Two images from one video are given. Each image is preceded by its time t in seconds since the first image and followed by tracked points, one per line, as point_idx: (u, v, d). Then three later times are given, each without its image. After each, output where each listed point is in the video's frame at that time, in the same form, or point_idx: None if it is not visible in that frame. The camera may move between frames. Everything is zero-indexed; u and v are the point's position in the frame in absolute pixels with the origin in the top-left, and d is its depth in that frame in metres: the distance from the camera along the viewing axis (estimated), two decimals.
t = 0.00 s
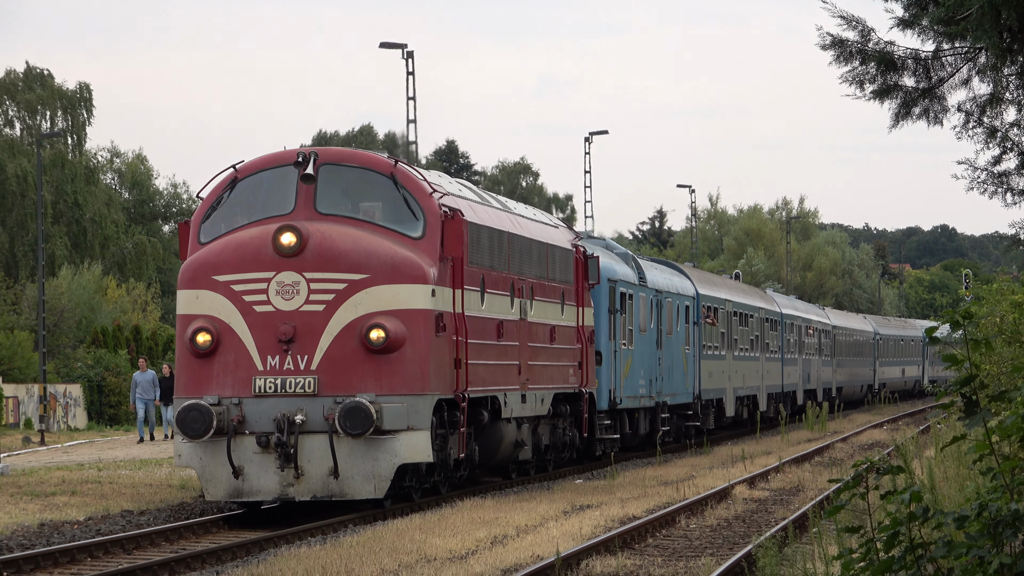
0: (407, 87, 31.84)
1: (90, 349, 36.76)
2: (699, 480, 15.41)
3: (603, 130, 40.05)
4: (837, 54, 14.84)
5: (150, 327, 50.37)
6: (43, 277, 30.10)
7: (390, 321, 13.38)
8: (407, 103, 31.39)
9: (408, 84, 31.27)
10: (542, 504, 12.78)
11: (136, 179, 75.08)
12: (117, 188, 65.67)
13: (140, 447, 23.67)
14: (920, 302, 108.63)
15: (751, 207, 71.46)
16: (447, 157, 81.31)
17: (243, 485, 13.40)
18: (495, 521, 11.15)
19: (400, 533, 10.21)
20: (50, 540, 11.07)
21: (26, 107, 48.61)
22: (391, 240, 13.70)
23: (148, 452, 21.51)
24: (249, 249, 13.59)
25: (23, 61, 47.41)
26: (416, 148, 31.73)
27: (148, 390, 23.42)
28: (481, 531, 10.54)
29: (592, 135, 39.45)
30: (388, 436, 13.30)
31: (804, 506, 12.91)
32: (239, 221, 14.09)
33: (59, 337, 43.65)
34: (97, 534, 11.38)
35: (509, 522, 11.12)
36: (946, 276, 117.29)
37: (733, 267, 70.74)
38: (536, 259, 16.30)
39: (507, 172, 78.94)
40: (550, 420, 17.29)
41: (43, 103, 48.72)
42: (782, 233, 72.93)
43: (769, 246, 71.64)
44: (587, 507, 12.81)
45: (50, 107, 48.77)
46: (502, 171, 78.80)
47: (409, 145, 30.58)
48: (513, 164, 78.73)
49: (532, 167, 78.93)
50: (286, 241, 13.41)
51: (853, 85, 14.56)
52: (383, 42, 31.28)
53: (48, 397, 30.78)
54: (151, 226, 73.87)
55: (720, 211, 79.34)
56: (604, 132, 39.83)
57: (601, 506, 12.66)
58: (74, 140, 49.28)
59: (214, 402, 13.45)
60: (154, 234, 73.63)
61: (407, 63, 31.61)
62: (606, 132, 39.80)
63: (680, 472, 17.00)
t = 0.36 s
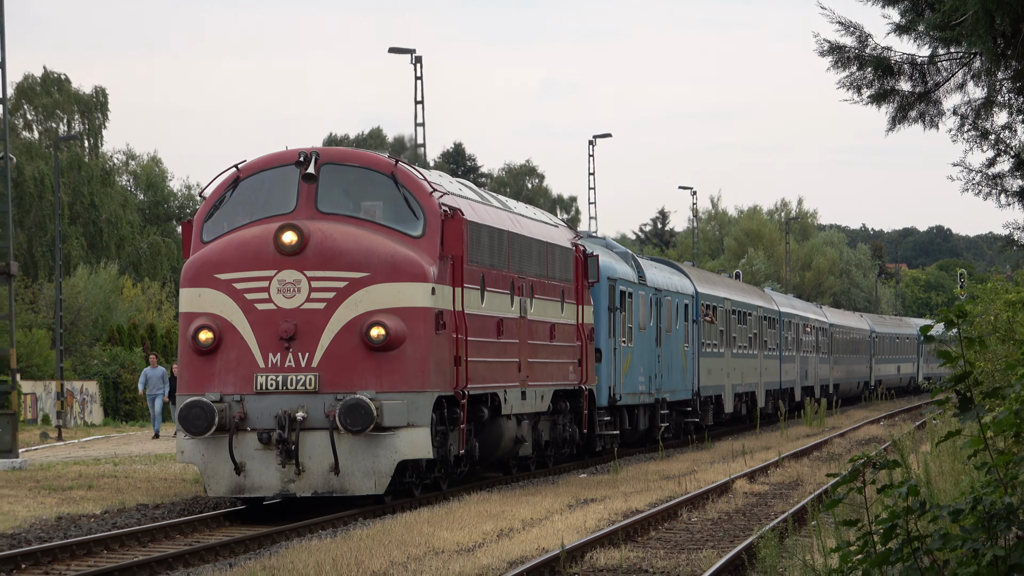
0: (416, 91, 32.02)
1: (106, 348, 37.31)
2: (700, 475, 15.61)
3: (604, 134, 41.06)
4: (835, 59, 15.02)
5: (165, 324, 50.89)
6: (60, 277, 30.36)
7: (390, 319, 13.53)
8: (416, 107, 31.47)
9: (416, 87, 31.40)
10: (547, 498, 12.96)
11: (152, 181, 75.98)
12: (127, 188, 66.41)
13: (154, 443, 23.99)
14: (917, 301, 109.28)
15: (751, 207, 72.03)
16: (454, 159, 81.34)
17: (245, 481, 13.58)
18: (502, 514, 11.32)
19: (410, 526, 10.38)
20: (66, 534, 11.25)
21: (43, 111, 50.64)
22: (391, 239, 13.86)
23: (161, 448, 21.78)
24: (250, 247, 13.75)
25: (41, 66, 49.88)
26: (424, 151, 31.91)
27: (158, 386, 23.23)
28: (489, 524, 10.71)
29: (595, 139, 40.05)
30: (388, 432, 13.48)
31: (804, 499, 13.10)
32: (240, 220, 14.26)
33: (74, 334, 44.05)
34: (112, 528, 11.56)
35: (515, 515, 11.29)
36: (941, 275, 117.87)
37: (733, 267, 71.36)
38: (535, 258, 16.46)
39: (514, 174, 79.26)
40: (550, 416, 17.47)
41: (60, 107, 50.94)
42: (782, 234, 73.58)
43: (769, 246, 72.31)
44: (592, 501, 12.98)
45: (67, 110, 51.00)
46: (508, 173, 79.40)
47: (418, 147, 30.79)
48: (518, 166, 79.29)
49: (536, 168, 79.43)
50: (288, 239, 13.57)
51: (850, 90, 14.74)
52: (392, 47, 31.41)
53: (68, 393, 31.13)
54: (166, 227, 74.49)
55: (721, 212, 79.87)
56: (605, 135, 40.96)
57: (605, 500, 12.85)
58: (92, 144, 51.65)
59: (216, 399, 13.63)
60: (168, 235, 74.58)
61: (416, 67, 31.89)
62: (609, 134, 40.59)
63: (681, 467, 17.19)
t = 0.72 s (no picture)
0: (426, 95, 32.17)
1: (123, 345, 38.06)
2: (702, 469, 15.78)
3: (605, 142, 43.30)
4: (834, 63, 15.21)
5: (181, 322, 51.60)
6: (77, 276, 31.06)
7: (390, 317, 13.67)
8: (424, 111, 31.56)
9: (425, 91, 31.47)
10: (552, 492, 13.12)
11: (167, 183, 77.26)
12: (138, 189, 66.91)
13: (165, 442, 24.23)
14: (915, 299, 110.15)
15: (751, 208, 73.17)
16: (462, 161, 81.54)
17: (247, 477, 13.75)
18: (508, 508, 11.47)
19: (420, 519, 10.54)
20: (83, 527, 11.42)
21: (60, 115, 51.73)
22: (392, 238, 14.01)
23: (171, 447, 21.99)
24: (252, 246, 13.90)
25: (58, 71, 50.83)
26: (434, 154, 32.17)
27: (169, 383, 23.10)
28: (497, 518, 10.86)
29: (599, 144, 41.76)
30: (389, 429, 13.64)
31: (804, 493, 13.27)
32: (243, 219, 14.42)
33: (91, 332, 44.54)
34: (129, 521, 11.73)
35: (521, 509, 11.45)
36: (937, 275, 118.40)
37: (734, 266, 72.51)
38: (536, 256, 16.62)
39: (521, 176, 80.70)
40: (550, 413, 17.67)
41: (76, 111, 52.13)
42: (783, 236, 74.75)
43: (770, 247, 73.59)
44: (596, 495, 13.14)
45: (83, 113, 52.14)
46: (515, 176, 80.56)
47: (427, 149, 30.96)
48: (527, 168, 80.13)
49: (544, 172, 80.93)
50: (289, 238, 13.71)
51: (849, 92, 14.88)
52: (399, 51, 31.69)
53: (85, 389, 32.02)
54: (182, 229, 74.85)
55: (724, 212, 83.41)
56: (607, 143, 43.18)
57: (609, 494, 12.99)
58: (107, 147, 52.81)
59: (218, 396, 13.79)
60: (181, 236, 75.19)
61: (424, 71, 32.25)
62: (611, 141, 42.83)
63: (683, 462, 17.37)
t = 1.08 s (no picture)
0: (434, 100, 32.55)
1: (139, 342, 40.02)
2: (705, 464, 15.98)
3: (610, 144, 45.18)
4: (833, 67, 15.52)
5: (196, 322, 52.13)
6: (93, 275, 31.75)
7: (390, 314, 13.82)
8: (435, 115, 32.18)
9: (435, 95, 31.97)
10: (557, 486, 13.29)
11: (182, 184, 77.03)
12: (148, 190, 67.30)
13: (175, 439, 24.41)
14: (913, 297, 111.43)
15: (754, 208, 75.00)
16: (470, 163, 81.78)
17: (248, 473, 13.89)
18: (515, 502, 11.64)
19: (431, 511, 10.72)
20: (101, 520, 11.64)
21: (79, 117, 54.70)
22: (392, 236, 14.16)
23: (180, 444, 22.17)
24: (254, 244, 14.05)
25: (77, 75, 53.68)
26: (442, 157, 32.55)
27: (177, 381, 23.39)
28: (506, 511, 11.04)
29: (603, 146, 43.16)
30: (389, 426, 13.79)
31: (804, 487, 13.48)
32: (245, 217, 14.57)
33: (108, 330, 44.44)
34: (145, 515, 11.95)
35: (528, 503, 11.62)
36: (934, 274, 118.89)
37: (735, 265, 74.27)
38: (536, 254, 16.79)
39: (528, 179, 80.95)
40: (551, 409, 17.88)
41: (94, 113, 55.03)
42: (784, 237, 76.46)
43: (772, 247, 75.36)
44: (601, 489, 13.32)
45: (100, 116, 55.05)
46: (522, 176, 81.05)
47: (436, 152, 31.32)
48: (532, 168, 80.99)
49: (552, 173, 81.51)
50: (290, 236, 13.85)
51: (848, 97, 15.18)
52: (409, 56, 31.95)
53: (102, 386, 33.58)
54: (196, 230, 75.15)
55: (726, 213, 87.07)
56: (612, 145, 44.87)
57: (614, 488, 13.17)
58: (124, 148, 55.69)
59: (220, 393, 13.94)
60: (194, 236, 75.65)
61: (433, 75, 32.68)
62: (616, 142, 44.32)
63: (686, 457, 17.57)
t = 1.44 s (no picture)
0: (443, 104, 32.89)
1: (154, 342, 43.55)
2: (708, 460, 16.18)
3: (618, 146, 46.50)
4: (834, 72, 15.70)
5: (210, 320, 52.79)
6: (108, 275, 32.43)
7: (390, 312, 13.96)
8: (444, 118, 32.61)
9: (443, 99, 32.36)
10: (563, 482, 13.45)
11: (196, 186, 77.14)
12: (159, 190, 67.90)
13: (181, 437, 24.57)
14: (909, 296, 112.74)
15: (756, 210, 78.17)
16: (479, 165, 81.88)
17: (249, 471, 14.03)
18: (523, 497, 11.81)
19: (441, 506, 10.87)
20: (120, 515, 11.85)
21: (97, 121, 56.41)
22: (392, 234, 14.31)
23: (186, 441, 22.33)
24: (255, 243, 14.19)
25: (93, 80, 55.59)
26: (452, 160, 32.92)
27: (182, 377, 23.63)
28: (514, 506, 11.21)
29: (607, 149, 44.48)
30: (390, 423, 13.94)
31: (806, 482, 13.69)
32: (246, 216, 14.72)
33: (126, 329, 43.72)
34: (161, 509, 12.15)
35: (536, 497, 11.79)
36: (931, 273, 119.35)
37: (738, 265, 77.66)
38: (537, 253, 16.95)
39: (535, 180, 81.64)
40: (552, 406, 18.07)
41: (111, 117, 56.65)
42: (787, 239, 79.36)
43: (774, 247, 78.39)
44: (606, 484, 13.49)
45: (117, 120, 56.73)
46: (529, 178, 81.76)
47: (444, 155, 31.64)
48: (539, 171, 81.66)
49: (558, 175, 81.74)
50: (291, 235, 13.99)
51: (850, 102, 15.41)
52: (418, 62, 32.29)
53: (117, 384, 36.48)
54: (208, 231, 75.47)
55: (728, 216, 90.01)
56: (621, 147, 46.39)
57: (620, 483, 13.34)
58: (140, 151, 57.41)
59: (221, 391, 14.08)
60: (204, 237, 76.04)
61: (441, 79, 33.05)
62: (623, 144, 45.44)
63: (689, 453, 17.76)
